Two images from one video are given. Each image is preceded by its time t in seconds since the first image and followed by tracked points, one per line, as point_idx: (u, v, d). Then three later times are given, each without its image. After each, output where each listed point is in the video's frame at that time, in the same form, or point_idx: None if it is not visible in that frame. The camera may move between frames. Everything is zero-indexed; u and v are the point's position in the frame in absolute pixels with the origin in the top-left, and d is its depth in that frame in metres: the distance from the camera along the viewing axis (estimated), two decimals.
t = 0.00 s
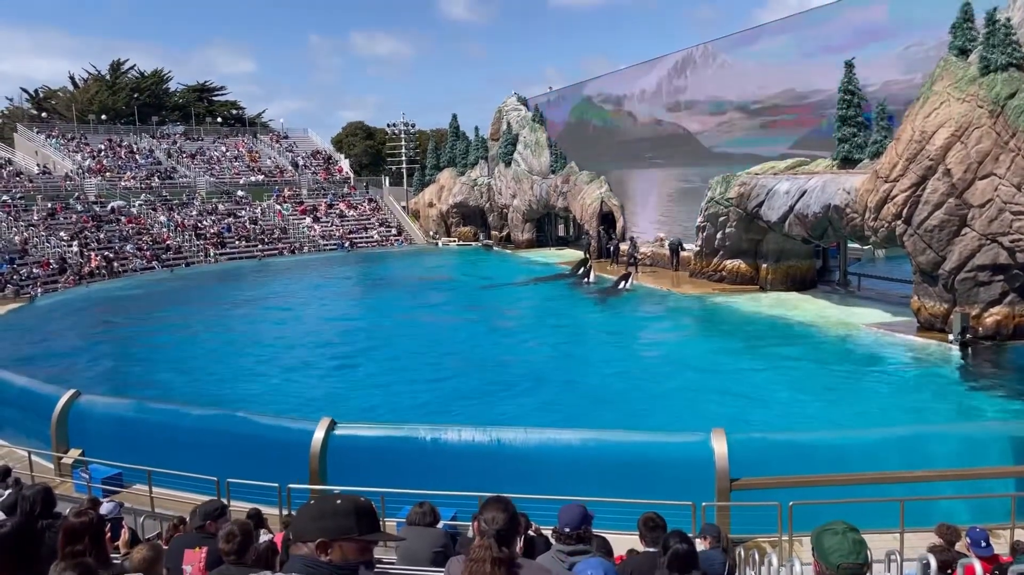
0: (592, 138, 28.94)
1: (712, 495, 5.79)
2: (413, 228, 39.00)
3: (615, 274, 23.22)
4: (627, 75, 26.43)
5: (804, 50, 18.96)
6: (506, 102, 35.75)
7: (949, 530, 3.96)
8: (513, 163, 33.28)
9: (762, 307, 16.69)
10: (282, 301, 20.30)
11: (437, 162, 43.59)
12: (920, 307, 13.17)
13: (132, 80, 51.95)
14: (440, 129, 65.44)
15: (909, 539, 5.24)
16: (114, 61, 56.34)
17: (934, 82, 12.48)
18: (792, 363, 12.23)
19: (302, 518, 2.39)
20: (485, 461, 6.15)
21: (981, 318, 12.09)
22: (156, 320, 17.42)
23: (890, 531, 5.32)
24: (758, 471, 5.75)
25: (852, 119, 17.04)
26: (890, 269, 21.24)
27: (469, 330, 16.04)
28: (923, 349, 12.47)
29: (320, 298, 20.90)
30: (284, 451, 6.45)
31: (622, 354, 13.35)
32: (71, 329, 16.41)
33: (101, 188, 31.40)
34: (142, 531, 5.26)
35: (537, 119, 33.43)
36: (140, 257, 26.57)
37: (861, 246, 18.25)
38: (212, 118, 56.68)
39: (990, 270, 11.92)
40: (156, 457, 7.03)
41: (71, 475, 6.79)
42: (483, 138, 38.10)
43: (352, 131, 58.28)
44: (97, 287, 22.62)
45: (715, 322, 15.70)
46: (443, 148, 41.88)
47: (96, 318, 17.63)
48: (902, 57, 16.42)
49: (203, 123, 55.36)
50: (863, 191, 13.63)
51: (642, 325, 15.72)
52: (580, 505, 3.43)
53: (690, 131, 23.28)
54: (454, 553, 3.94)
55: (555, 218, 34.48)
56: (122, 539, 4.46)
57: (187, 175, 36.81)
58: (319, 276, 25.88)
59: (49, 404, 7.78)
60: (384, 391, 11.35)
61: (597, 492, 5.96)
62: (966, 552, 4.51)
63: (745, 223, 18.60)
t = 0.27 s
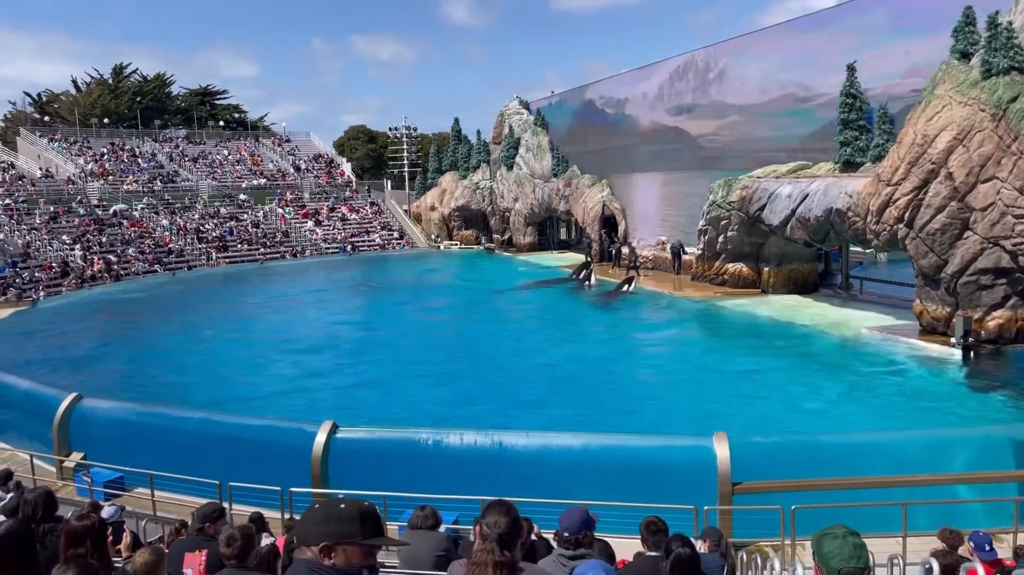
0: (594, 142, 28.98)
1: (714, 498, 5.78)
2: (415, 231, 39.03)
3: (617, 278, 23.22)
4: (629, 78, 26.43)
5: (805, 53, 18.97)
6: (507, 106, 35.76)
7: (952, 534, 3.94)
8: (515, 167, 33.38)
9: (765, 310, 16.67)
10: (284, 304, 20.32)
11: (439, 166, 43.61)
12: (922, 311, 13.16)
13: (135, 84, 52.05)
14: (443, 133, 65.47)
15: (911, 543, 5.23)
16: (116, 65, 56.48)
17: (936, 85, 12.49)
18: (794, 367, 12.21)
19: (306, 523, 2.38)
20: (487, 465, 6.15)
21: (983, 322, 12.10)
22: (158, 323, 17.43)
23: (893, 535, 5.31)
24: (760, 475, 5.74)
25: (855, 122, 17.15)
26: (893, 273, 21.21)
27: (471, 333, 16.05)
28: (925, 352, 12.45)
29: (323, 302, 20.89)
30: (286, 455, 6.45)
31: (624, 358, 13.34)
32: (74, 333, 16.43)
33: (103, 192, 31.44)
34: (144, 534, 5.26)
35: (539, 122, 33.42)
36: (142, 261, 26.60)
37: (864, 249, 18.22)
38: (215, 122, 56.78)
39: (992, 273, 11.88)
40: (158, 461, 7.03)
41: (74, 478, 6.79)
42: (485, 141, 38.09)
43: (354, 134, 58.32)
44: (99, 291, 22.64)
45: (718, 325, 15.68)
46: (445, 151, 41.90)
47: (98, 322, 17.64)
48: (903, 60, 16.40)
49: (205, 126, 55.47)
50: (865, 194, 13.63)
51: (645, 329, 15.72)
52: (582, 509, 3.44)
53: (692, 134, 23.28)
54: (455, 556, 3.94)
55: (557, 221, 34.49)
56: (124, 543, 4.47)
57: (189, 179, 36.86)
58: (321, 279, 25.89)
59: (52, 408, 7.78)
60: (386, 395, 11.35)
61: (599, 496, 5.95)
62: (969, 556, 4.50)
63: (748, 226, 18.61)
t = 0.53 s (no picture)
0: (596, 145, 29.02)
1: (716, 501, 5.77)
2: (416, 234, 39.07)
3: (619, 281, 23.22)
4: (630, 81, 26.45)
5: (807, 56, 18.97)
6: (509, 109, 35.79)
7: (954, 537, 3.92)
8: (517, 170, 33.45)
9: (766, 313, 16.67)
10: (285, 307, 20.32)
11: (440, 169, 43.65)
12: (924, 314, 13.15)
13: (136, 87, 52.12)
14: (444, 136, 65.54)
15: (913, 546, 5.22)
16: (118, 68, 56.58)
17: (937, 88, 12.48)
18: (797, 370, 12.19)
19: (306, 526, 2.39)
20: (488, 468, 6.14)
21: (984, 325, 12.11)
22: (159, 326, 17.43)
23: (894, 538, 5.31)
24: (760, 478, 5.74)
25: (857, 125, 17.31)
26: (894, 276, 21.21)
27: (473, 336, 16.05)
28: (927, 355, 12.44)
29: (324, 304, 20.90)
30: (287, 458, 6.44)
31: (625, 361, 13.33)
32: (75, 335, 16.44)
33: (105, 195, 31.47)
34: (145, 538, 5.25)
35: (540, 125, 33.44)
36: (144, 264, 26.62)
37: (865, 252, 18.20)
38: (217, 125, 56.85)
39: (994, 276, 11.89)
40: (159, 464, 7.02)
41: (75, 481, 6.79)
42: (486, 144, 38.11)
43: (356, 137, 58.41)
44: (101, 294, 22.66)
45: (719, 328, 15.68)
46: (447, 154, 41.93)
47: (100, 325, 17.63)
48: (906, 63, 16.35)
49: (207, 130, 55.54)
50: (867, 197, 13.64)
51: (645, 332, 15.73)
52: (585, 513, 3.44)
53: (693, 137, 23.31)
54: (457, 560, 3.93)
55: (558, 224, 34.49)
56: (126, 546, 4.47)
57: (191, 182, 36.90)
58: (323, 282, 25.89)
59: (53, 411, 7.78)
60: (388, 398, 11.35)
61: (601, 500, 5.95)
62: (971, 559, 4.50)
63: (749, 229, 18.62)
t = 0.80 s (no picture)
0: (597, 147, 28.98)
1: (716, 504, 5.77)
2: (417, 237, 39.09)
3: (619, 283, 23.22)
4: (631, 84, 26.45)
5: (808, 59, 18.96)
6: (510, 111, 35.80)
7: (956, 539, 3.89)
8: (518, 172, 33.51)
9: (767, 315, 16.66)
10: (286, 309, 20.32)
11: (441, 171, 43.67)
12: (925, 316, 13.13)
13: (138, 89, 52.16)
14: (445, 138, 65.58)
15: (915, 549, 5.21)
16: (120, 71, 56.65)
17: (937, 90, 12.48)
18: (798, 372, 12.17)
19: (306, 527, 2.39)
20: (489, 470, 6.14)
21: (986, 327, 12.04)
22: (160, 329, 17.44)
23: (896, 540, 5.30)
24: (761, 480, 5.73)
25: (857, 126, 17.11)
26: (895, 278, 21.20)
27: (474, 338, 16.07)
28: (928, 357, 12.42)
29: (325, 307, 20.91)
30: (288, 460, 6.44)
31: (626, 363, 13.34)
32: (77, 338, 16.45)
33: (106, 198, 31.50)
34: (145, 541, 5.25)
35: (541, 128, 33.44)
36: (145, 267, 26.64)
37: (866, 254, 18.21)
38: (218, 128, 56.90)
39: (996, 278, 11.85)
40: (160, 466, 7.01)
41: (76, 484, 6.79)
42: (487, 147, 38.12)
43: (357, 140, 58.45)
44: (102, 296, 22.68)
45: (720, 330, 15.67)
46: (448, 157, 41.94)
47: (101, 328, 17.63)
48: (906, 65, 16.39)
49: (208, 132, 55.58)
50: (867, 199, 13.64)
51: (646, 334, 15.72)
52: (587, 516, 3.44)
53: (694, 139, 23.31)
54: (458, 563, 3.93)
55: (559, 227, 34.51)
56: (127, 548, 4.48)
57: (192, 184, 36.93)
58: (324, 284, 25.90)
59: (54, 414, 7.78)
60: (388, 400, 11.35)
61: (602, 502, 5.95)
62: (972, 562, 4.50)
63: (750, 231, 18.63)
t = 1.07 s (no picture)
0: (597, 149, 29.00)
1: (717, 506, 5.77)
2: (418, 239, 39.12)
3: (620, 285, 23.22)
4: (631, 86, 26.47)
5: (808, 60, 18.96)
6: (510, 113, 35.82)
7: (958, 542, 3.87)
8: (518, 174, 33.56)
9: (767, 317, 16.66)
10: (287, 311, 20.32)
11: (441, 173, 43.69)
12: (925, 317, 13.12)
13: (138, 91, 52.21)
14: (445, 141, 65.62)
15: (916, 551, 5.20)
16: (120, 73, 56.70)
17: (938, 92, 12.49)
18: (799, 374, 12.17)
19: (306, 529, 2.39)
20: (489, 473, 6.13)
21: (987, 328, 12.02)
22: (160, 331, 17.45)
23: (898, 542, 5.29)
24: (761, 482, 5.72)
25: (857, 128, 16.96)
26: (896, 279, 21.20)
27: (476, 340, 16.09)
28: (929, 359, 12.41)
29: (326, 309, 20.91)
30: (288, 462, 6.44)
31: (627, 365, 13.32)
32: (78, 340, 16.46)
33: (107, 200, 31.52)
34: (145, 543, 5.25)
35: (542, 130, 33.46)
36: (146, 268, 26.66)
37: (867, 256, 18.22)
38: (218, 130, 56.96)
39: (996, 280, 11.84)
40: (160, 468, 7.01)
41: (76, 486, 6.79)
42: (487, 148, 38.14)
43: (357, 142, 58.50)
44: (103, 298, 22.69)
45: (721, 332, 15.67)
46: (448, 159, 41.96)
47: (102, 329, 17.64)
48: (907, 66, 16.40)
49: (209, 134, 55.64)
50: (867, 201, 13.65)
51: (646, 336, 15.72)
52: (588, 518, 3.43)
53: (694, 141, 23.31)
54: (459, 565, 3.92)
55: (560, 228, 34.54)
56: (127, 551, 4.47)
57: (193, 187, 36.95)
58: (324, 286, 25.90)
59: (55, 416, 7.79)
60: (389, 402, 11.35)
61: (602, 505, 5.95)
62: (975, 564, 4.50)
63: (751, 233, 18.63)
